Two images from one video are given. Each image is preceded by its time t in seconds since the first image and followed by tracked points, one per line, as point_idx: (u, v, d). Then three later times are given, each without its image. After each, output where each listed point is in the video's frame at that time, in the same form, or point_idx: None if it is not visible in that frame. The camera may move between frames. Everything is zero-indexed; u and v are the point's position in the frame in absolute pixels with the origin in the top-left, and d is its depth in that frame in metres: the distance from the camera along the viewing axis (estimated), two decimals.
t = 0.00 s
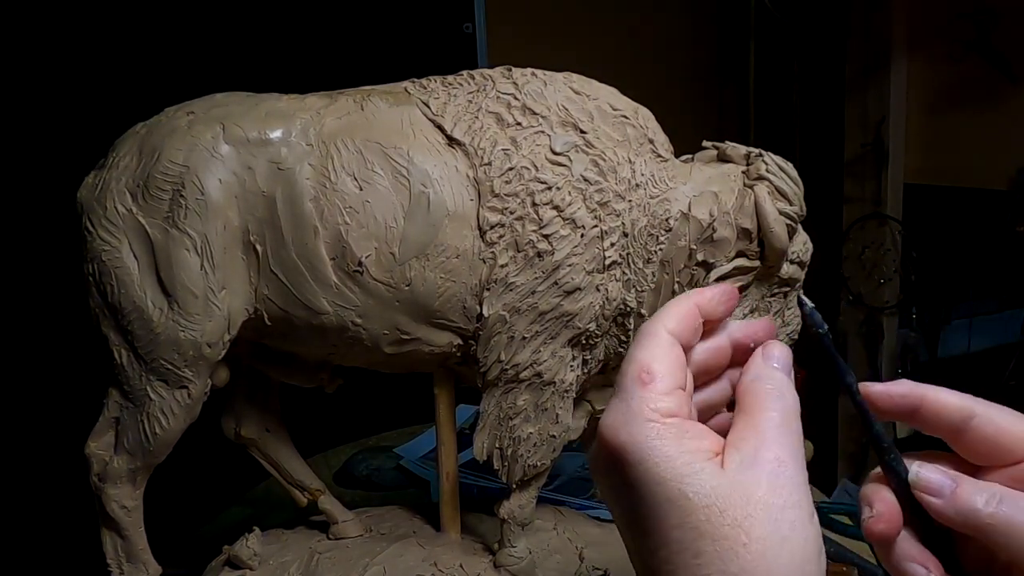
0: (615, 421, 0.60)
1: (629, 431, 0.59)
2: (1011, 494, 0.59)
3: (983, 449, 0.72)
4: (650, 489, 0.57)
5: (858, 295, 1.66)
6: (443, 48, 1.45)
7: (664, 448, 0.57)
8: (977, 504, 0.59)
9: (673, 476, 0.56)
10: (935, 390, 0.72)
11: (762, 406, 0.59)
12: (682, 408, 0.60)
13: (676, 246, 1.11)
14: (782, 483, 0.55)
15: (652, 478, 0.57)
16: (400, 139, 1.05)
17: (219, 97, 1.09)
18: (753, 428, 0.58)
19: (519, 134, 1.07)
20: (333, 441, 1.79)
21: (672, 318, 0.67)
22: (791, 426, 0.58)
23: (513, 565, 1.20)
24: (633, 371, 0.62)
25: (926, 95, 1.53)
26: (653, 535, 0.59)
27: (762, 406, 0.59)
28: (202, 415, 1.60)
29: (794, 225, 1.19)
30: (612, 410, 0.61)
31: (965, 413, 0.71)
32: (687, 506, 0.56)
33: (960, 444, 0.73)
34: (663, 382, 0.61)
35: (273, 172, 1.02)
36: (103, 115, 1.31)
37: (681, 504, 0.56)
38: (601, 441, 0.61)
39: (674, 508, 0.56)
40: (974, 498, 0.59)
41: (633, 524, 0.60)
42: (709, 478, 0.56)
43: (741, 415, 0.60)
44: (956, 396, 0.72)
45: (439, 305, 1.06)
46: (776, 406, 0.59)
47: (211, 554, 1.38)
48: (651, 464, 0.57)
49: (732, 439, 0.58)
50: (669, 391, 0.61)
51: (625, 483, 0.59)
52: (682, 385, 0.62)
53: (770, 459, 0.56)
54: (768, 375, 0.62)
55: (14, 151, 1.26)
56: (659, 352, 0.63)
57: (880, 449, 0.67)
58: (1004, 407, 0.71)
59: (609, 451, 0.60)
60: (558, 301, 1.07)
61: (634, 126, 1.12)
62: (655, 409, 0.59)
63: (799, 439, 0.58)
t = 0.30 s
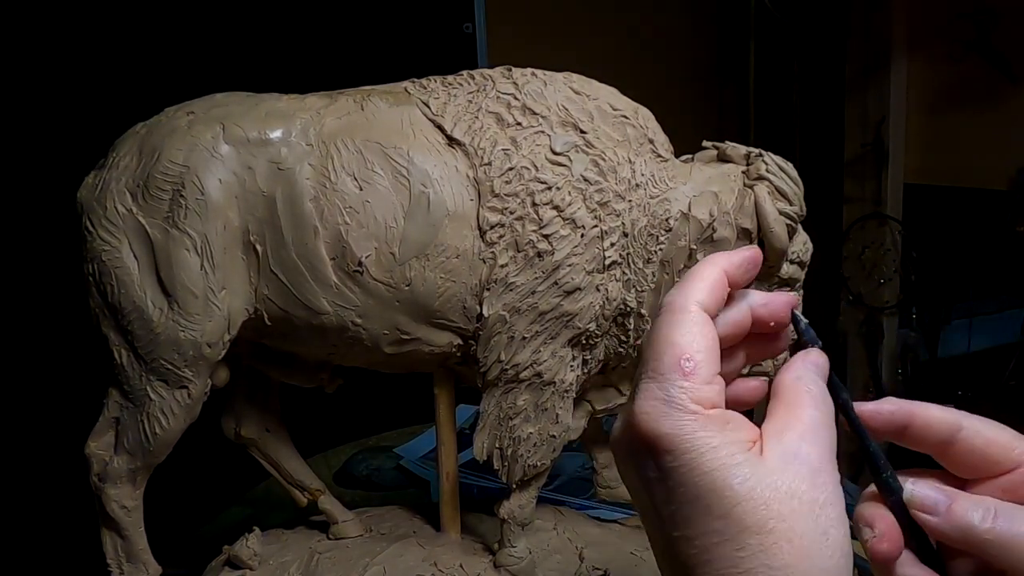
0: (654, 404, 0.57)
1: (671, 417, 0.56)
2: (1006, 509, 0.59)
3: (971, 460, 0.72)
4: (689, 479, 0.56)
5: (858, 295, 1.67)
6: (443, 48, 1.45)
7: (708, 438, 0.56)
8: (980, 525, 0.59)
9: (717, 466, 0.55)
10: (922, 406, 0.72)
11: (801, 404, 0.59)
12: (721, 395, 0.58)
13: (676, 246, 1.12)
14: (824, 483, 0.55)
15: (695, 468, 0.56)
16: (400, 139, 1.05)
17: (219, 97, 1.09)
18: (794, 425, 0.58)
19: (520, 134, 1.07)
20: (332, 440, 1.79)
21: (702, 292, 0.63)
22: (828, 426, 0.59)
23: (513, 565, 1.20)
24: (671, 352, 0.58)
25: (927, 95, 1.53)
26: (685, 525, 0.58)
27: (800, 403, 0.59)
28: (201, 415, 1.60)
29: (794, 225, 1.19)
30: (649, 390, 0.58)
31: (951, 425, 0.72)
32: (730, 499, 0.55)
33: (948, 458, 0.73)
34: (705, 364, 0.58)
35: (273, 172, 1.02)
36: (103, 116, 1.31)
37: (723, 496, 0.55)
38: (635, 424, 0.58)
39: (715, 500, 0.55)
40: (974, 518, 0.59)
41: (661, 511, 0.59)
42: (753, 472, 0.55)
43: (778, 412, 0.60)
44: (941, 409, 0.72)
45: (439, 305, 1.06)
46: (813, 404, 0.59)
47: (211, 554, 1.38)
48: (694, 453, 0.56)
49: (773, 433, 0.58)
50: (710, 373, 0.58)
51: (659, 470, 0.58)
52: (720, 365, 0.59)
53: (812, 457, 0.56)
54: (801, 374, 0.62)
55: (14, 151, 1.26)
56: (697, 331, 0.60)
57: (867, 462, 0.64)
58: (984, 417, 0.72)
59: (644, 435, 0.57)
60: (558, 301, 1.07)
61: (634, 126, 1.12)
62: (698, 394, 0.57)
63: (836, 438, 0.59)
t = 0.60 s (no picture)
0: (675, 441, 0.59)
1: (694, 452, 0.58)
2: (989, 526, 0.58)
3: (993, 469, 0.70)
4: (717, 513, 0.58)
5: (858, 295, 1.66)
6: (443, 48, 1.45)
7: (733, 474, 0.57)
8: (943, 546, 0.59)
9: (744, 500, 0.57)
10: (944, 408, 0.71)
11: (810, 430, 0.61)
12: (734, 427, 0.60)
13: (676, 246, 1.12)
14: (846, 509, 0.57)
15: (724, 503, 0.57)
16: (400, 139, 1.05)
17: (219, 97, 1.09)
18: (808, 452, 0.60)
19: (520, 134, 1.07)
20: (332, 440, 1.79)
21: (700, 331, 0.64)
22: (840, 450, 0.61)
23: (513, 565, 1.20)
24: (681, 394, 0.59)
25: (926, 95, 1.53)
26: (718, 560, 0.59)
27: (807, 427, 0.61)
28: (201, 415, 1.60)
29: (794, 225, 1.19)
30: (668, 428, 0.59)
31: (971, 432, 0.70)
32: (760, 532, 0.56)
33: (971, 465, 0.72)
34: (715, 402, 0.59)
35: (273, 172, 1.02)
36: (103, 116, 1.31)
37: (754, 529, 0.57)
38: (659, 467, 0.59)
39: (747, 532, 0.57)
40: (946, 539, 0.59)
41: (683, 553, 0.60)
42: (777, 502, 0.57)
43: (790, 442, 0.61)
44: (965, 413, 0.71)
45: (439, 305, 1.06)
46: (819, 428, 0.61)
47: (211, 554, 1.38)
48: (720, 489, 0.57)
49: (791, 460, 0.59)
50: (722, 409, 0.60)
51: (688, 507, 0.59)
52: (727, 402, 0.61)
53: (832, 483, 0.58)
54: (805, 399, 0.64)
55: (14, 151, 1.26)
56: (703, 371, 0.61)
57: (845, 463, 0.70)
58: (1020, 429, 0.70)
59: (669, 472, 0.59)
60: (558, 301, 1.07)
61: (634, 126, 1.12)
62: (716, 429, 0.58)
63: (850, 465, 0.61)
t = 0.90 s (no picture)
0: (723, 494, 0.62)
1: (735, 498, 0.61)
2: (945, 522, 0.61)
3: (950, 467, 0.73)
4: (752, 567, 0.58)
5: (858, 295, 1.65)
6: (443, 48, 1.46)
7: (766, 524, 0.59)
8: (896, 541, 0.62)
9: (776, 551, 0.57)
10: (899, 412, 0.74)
11: (845, 503, 0.59)
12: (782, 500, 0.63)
13: (676, 246, 1.12)
14: None
15: (755, 552, 0.58)
16: (400, 139, 1.05)
17: (219, 97, 1.09)
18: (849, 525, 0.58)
19: (520, 134, 1.07)
20: (332, 440, 1.79)
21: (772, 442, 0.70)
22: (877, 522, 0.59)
23: (513, 565, 1.20)
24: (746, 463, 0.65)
25: (926, 94, 1.53)
26: None
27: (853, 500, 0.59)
28: (202, 415, 1.60)
29: (794, 225, 1.19)
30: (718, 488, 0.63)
31: (929, 432, 0.73)
32: None
33: (934, 464, 0.74)
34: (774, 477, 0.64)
35: (273, 172, 1.02)
36: (103, 116, 1.31)
37: None
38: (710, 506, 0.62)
39: None
40: (904, 533, 0.62)
41: None
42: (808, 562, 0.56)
43: (826, 513, 0.60)
44: (920, 416, 0.73)
45: (439, 305, 1.06)
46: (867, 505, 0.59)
47: (211, 554, 1.38)
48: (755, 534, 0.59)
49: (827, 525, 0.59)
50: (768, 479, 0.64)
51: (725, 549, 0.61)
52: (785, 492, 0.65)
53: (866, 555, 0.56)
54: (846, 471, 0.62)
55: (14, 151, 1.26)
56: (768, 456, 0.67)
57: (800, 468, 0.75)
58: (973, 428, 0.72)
59: (713, 521, 0.61)
60: (558, 301, 1.06)
61: (634, 126, 1.12)
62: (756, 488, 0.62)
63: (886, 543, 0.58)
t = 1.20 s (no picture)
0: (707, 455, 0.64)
1: (722, 459, 0.62)
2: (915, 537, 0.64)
3: (930, 475, 0.71)
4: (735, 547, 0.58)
5: (858, 295, 1.66)
6: (443, 47, 1.46)
7: (751, 485, 0.60)
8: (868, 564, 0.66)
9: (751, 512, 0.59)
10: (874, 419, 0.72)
11: (824, 483, 0.62)
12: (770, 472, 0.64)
13: (676, 246, 1.12)
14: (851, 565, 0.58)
15: (752, 519, 0.58)
16: (401, 139, 1.05)
17: (219, 97, 1.09)
18: (832, 520, 0.59)
19: (520, 134, 1.07)
20: (332, 440, 1.79)
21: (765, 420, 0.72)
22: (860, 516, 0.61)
23: (513, 565, 1.20)
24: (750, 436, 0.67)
25: (926, 94, 1.54)
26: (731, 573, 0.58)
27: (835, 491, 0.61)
28: (201, 415, 1.60)
29: (794, 225, 1.19)
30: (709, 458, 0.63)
31: (902, 442, 0.71)
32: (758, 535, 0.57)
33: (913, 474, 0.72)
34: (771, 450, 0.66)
35: (273, 172, 1.02)
36: (103, 116, 1.30)
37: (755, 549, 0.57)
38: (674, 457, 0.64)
39: (767, 550, 0.57)
40: (877, 549, 0.66)
41: None
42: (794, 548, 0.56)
43: (803, 490, 0.62)
44: (897, 424, 0.71)
45: (439, 304, 1.06)
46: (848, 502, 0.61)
47: (211, 554, 1.38)
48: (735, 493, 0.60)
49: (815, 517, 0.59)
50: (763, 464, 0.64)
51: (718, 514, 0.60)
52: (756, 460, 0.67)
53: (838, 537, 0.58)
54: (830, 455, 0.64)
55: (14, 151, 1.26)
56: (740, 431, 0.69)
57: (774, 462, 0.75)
58: (947, 433, 0.71)
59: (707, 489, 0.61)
60: (558, 300, 1.06)
61: (634, 126, 1.12)
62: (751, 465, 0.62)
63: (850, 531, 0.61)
